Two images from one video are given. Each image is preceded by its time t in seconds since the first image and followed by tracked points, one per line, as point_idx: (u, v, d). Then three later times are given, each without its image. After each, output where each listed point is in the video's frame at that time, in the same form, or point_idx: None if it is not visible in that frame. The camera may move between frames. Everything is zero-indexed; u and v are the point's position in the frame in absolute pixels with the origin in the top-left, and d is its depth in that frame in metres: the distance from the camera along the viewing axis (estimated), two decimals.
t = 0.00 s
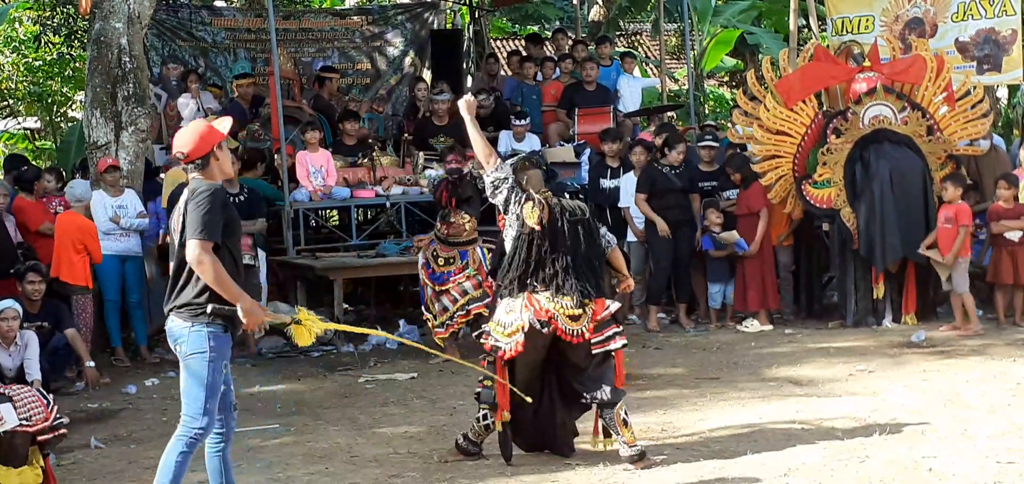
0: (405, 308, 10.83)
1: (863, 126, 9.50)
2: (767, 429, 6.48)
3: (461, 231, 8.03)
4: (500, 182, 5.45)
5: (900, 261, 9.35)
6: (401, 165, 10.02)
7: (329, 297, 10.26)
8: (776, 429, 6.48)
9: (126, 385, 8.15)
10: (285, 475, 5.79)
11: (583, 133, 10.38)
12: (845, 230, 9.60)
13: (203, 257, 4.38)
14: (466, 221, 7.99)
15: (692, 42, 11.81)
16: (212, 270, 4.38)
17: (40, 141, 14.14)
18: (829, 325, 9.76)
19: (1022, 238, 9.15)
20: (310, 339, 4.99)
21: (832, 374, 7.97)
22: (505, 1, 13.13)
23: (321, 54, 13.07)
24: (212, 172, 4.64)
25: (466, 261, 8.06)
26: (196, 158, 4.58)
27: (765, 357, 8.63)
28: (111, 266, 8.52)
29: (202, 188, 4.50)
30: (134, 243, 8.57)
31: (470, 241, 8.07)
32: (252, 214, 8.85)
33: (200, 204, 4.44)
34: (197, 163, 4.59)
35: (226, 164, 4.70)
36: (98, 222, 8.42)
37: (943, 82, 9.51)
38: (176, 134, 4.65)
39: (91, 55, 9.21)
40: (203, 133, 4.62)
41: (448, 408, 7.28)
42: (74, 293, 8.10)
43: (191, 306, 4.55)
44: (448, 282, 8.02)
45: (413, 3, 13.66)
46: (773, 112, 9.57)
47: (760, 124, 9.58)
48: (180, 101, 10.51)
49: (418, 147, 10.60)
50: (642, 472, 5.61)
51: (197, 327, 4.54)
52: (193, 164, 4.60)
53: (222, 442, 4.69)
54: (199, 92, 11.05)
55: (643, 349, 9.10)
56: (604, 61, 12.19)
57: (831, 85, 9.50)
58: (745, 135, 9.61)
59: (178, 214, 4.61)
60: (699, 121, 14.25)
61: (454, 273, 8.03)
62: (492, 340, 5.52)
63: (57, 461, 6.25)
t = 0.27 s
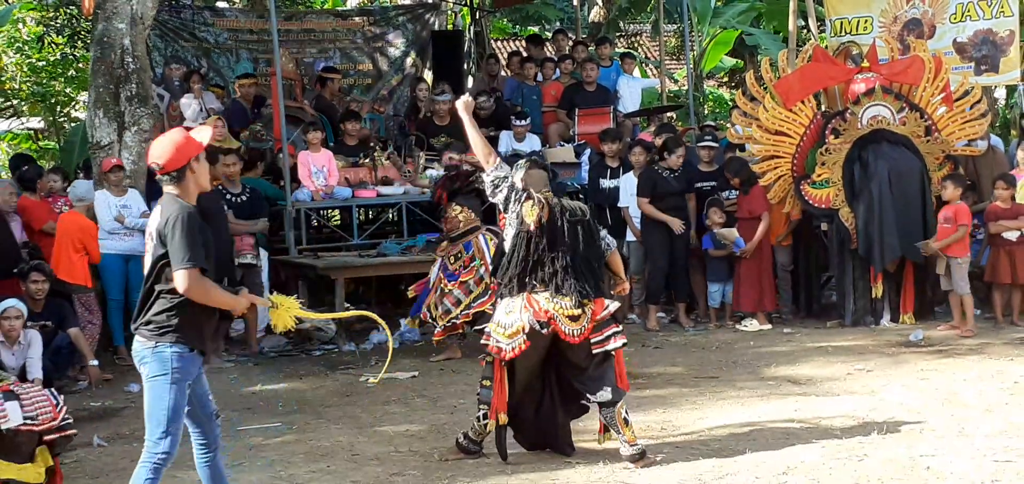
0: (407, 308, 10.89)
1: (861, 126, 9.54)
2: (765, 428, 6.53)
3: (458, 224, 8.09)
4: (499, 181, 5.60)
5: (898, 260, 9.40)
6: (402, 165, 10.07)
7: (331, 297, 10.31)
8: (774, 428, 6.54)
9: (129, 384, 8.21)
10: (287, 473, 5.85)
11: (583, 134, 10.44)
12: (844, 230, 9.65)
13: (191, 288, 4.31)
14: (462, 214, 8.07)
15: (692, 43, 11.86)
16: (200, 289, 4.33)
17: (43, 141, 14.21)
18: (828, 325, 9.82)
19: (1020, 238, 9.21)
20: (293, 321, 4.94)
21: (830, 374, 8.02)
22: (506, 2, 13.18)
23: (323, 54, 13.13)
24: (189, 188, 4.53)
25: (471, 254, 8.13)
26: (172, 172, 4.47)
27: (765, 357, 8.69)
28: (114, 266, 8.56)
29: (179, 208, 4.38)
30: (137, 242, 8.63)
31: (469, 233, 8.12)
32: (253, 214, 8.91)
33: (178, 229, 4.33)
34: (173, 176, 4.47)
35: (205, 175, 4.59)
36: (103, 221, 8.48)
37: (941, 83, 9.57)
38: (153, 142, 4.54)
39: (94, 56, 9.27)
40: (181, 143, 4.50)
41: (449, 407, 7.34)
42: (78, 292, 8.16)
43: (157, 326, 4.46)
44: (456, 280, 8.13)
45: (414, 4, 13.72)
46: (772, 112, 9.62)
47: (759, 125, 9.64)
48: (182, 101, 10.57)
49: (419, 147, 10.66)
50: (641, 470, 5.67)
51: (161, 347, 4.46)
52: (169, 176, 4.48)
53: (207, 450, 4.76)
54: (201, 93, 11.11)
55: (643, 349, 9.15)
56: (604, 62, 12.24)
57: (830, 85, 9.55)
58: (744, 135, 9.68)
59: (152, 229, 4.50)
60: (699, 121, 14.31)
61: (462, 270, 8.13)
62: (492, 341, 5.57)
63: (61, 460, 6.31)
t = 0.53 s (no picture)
0: (407, 308, 10.86)
1: (862, 126, 9.52)
2: (766, 428, 6.50)
3: (459, 224, 8.02)
4: (500, 179, 5.58)
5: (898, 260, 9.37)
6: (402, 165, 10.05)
7: (330, 296, 10.28)
8: (775, 428, 6.51)
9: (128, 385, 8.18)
10: (286, 474, 5.82)
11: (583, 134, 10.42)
12: (844, 230, 9.62)
13: (193, 293, 4.20)
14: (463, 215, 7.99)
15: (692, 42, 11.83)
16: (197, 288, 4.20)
17: (42, 141, 14.19)
18: (828, 325, 9.79)
19: (1021, 237, 9.18)
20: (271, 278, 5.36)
21: (831, 374, 8.00)
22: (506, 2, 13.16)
23: (323, 54, 13.11)
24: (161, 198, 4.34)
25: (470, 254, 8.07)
26: (144, 182, 4.29)
27: (766, 357, 8.66)
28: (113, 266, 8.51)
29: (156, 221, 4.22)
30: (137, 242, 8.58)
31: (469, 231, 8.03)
32: (253, 214, 8.89)
33: (158, 241, 4.19)
34: (145, 186, 4.30)
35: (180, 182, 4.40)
36: (103, 222, 8.45)
37: (942, 83, 9.54)
38: (125, 151, 4.35)
39: (93, 55, 9.25)
40: (153, 152, 4.31)
41: (449, 407, 7.31)
42: (75, 292, 8.11)
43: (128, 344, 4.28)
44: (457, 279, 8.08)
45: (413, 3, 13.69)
46: (773, 112, 9.62)
47: (760, 125, 9.64)
48: (181, 101, 10.54)
49: (419, 147, 10.63)
50: (642, 471, 5.65)
51: (136, 362, 4.29)
52: (141, 186, 4.30)
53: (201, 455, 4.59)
54: (201, 92, 11.08)
55: (643, 349, 9.13)
56: (604, 61, 12.21)
57: (831, 85, 9.53)
58: (745, 135, 9.68)
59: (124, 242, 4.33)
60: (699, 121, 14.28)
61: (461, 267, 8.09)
62: (489, 340, 5.56)
63: (60, 460, 6.28)
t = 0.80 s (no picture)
0: (407, 307, 10.86)
1: (863, 125, 9.53)
2: (766, 427, 6.50)
3: (459, 223, 8.08)
4: (500, 179, 5.53)
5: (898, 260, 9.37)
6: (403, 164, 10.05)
7: (330, 296, 10.28)
8: (776, 428, 6.51)
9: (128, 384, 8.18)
10: (286, 474, 5.82)
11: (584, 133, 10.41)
12: (845, 229, 9.62)
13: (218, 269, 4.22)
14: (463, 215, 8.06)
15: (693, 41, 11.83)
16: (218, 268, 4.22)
17: (43, 140, 14.19)
18: (829, 324, 9.78)
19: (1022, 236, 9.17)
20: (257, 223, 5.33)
21: (831, 373, 7.99)
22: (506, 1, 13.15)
23: (323, 53, 13.11)
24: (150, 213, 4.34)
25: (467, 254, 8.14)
26: (132, 199, 4.27)
27: (766, 356, 8.65)
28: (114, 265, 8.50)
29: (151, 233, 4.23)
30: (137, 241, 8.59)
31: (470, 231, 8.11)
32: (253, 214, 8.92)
33: (155, 250, 4.19)
34: (134, 203, 4.29)
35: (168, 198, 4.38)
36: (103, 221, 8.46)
37: (943, 82, 9.54)
38: (113, 166, 4.32)
39: (93, 54, 9.25)
40: (142, 170, 4.28)
41: (449, 406, 7.30)
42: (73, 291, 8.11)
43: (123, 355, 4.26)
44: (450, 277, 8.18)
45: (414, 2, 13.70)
46: (774, 111, 9.61)
47: (760, 124, 9.64)
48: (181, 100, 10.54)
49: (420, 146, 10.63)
50: (642, 470, 5.65)
51: (130, 374, 4.25)
52: (129, 203, 4.29)
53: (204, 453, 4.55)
54: (201, 92, 11.07)
55: (643, 348, 9.12)
56: (604, 61, 12.21)
57: (831, 84, 9.53)
58: (746, 134, 9.68)
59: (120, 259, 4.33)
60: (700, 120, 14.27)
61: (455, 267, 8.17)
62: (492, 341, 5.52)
63: (60, 460, 6.28)
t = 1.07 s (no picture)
0: (407, 307, 10.86)
1: (863, 125, 9.53)
2: (767, 427, 6.50)
3: (464, 223, 8.13)
4: (498, 180, 5.51)
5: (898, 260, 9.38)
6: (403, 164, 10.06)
7: (331, 296, 10.28)
8: (776, 428, 6.51)
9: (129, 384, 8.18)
10: (286, 474, 5.82)
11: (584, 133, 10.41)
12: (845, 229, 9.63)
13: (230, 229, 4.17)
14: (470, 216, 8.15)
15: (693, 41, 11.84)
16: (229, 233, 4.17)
17: (43, 140, 14.21)
18: (829, 324, 9.79)
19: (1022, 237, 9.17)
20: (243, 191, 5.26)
21: (831, 373, 8.00)
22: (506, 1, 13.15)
23: (323, 53, 13.12)
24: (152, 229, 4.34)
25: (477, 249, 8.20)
26: (135, 218, 4.28)
27: (766, 356, 8.66)
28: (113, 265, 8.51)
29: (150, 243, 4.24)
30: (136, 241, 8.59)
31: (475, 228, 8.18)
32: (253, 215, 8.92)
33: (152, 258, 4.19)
34: (136, 222, 4.29)
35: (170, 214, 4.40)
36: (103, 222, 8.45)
37: (942, 82, 9.54)
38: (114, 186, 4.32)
39: (93, 54, 9.25)
40: (144, 189, 4.28)
41: (449, 406, 7.31)
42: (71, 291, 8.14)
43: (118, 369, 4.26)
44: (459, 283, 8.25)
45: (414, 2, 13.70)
46: (774, 111, 9.61)
47: (760, 124, 9.63)
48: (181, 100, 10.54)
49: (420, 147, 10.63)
50: (642, 470, 5.65)
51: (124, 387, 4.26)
52: (131, 222, 4.30)
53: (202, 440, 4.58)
54: (201, 92, 11.07)
55: (643, 348, 9.13)
56: (604, 61, 12.21)
57: (831, 84, 9.53)
58: (745, 134, 9.67)
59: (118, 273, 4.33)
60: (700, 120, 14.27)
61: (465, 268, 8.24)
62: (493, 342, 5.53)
63: (60, 460, 6.28)
